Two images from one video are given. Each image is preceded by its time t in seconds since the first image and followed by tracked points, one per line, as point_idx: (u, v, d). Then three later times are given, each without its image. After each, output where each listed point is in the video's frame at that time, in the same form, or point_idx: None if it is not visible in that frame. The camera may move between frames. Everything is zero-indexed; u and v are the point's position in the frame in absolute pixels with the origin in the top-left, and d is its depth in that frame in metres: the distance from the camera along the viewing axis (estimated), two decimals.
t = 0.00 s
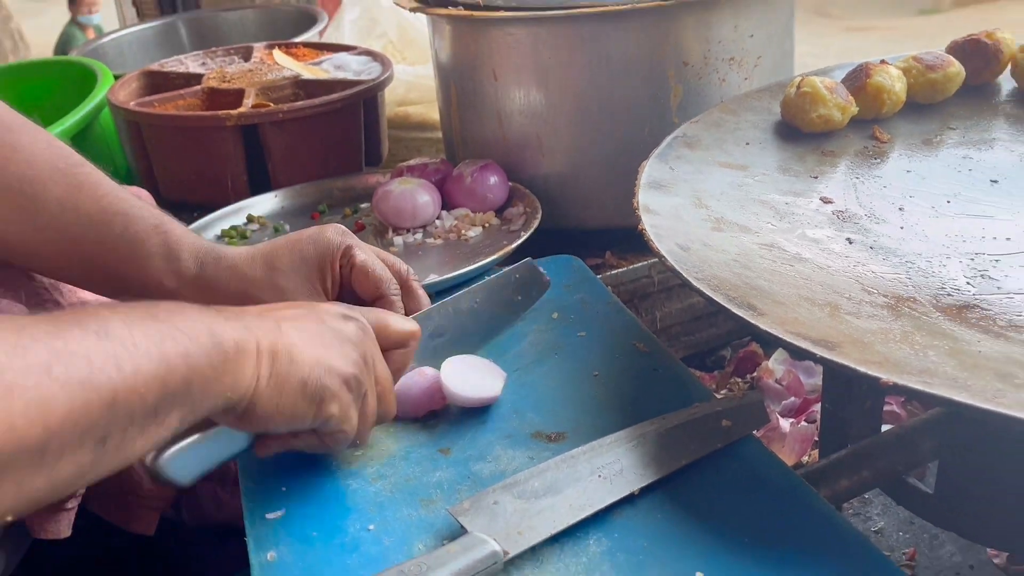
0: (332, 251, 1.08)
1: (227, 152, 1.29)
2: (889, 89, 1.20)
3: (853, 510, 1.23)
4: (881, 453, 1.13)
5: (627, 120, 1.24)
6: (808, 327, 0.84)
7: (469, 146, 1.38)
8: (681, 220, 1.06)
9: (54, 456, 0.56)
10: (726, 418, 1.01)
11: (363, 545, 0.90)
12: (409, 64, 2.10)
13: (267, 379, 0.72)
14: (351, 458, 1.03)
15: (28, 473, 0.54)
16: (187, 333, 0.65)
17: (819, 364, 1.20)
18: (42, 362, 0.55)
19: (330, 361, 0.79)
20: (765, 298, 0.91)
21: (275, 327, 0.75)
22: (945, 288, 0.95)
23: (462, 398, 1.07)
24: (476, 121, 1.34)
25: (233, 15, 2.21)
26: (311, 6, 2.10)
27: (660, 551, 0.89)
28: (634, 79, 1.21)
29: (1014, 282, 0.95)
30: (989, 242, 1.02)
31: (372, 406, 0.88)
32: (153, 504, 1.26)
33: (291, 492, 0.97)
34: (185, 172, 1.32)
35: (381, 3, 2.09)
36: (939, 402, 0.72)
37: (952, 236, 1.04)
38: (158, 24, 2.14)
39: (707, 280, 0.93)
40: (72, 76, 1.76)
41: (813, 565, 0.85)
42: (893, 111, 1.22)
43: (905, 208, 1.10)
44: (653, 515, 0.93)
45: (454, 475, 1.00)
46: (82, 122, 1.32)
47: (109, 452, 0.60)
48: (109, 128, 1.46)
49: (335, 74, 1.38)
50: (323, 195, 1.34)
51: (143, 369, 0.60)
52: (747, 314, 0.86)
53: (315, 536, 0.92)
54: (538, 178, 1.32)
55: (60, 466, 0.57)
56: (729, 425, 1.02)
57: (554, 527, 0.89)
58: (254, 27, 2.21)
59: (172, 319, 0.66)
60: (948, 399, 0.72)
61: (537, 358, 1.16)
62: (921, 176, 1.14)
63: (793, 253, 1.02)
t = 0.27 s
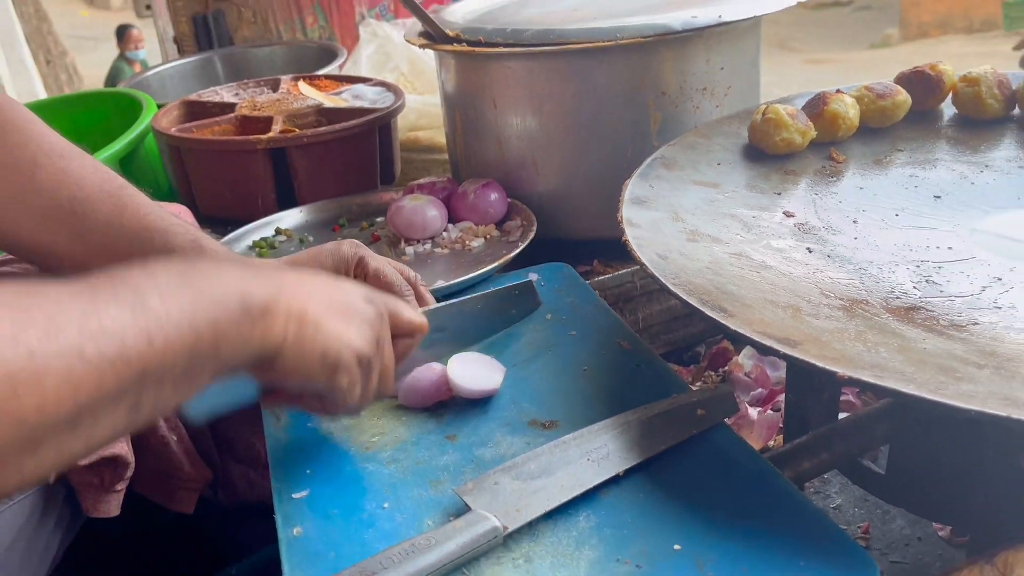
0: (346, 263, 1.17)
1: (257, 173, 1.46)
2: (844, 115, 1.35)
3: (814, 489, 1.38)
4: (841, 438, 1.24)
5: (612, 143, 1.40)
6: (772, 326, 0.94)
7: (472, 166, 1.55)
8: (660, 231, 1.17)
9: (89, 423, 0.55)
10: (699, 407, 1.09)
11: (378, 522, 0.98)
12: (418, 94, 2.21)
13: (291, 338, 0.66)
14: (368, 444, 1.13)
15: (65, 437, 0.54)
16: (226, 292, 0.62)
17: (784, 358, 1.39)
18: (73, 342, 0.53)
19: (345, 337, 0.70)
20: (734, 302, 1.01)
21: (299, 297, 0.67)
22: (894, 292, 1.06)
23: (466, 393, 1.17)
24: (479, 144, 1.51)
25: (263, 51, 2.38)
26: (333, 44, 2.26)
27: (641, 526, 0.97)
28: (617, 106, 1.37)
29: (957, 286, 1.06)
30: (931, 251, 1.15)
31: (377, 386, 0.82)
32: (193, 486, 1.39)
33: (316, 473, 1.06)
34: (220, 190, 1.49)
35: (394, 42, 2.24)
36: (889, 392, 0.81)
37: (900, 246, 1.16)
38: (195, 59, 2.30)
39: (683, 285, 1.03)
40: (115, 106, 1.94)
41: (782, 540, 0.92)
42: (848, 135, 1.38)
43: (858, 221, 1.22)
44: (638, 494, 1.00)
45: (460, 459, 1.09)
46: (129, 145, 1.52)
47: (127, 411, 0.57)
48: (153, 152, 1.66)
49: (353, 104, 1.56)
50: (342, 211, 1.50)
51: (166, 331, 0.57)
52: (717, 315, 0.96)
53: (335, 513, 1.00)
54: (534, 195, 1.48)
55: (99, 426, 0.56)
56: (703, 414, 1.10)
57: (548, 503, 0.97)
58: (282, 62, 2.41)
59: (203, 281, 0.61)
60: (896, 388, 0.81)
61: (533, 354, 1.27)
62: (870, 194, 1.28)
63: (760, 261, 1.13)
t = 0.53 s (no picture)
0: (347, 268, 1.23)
1: (272, 186, 1.57)
2: (819, 132, 1.44)
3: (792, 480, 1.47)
4: (815, 432, 1.19)
5: (602, 157, 1.50)
6: (751, 328, 0.97)
7: (473, 179, 1.65)
8: (646, 241, 1.20)
9: (120, 408, 0.63)
10: (686, 406, 1.08)
11: (385, 513, 0.98)
12: (423, 112, 2.33)
13: (311, 321, 0.79)
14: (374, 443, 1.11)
15: (96, 422, 0.62)
16: (248, 280, 0.70)
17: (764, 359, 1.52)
18: (103, 333, 0.60)
19: (359, 324, 0.84)
20: (715, 307, 1.05)
21: (324, 287, 0.80)
22: (866, 297, 1.09)
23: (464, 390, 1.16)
24: (479, 159, 1.61)
25: (277, 73, 2.49)
26: (340, 65, 2.37)
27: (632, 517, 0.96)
28: (607, 123, 1.47)
29: (926, 290, 1.10)
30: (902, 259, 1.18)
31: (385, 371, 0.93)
32: (212, 479, 1.46)
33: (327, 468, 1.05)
34: (238, 202, 1.60)
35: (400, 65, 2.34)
36: (859, 391, 0.85)
37: (872, 254, 1.19)
38: (213, 81, 2.40)
39: (667, 291, 1.07)
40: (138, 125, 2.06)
41: (758, 527, 0.91)
42: (822, 150, 1.47)
43: (831, 231, 1.26)
44: (627, 486, 1.00)
45: (462, 454, 1.08)
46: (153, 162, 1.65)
47: (156, 397, 0.65)
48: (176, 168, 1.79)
49: (361, 122, 1.68)
50: (352, 221, 1.60)
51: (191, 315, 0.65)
52: (700, 319, 1.00)
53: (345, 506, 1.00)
54: (530, 206, 1.58)
55: (130, 411, 0.64)
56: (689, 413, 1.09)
57: (546, 495, 0.96)
58: (294, 83, 2.52)
59: (230, 268, 0.70)
60: (867, 387, 0.86)
61: (527, 354, 1.27)
62: (842, 205, 1.33)
63: (740, 268, 1.16)
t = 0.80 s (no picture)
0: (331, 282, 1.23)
1: (269, 194, 1.58)
2: (811, 139, 1.46)
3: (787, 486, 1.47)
4: (807, 437, 1.19)
5: (597, 165, 1.52)
6: (744, 335, 0.98)
7: (469, 187, 1.66)
8: (641, 248, 1.21)
9: (157, 405, 0.66)
10: (679, 412, 1.08)
11: (381, 519, 0.98)
12: (419, 119, 2.34)
13: (334, 330, 0.82)
14: (369, 450, 1.12)
15: (135, 416, 0.65)
16: (283, 280, 0.76)
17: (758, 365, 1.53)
18: (142, 328, 0.64)
19: (380, 330, 0.88)
20: (710, 313, 1.06)
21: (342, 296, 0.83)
22: (858, 303, 1.10)
23: (461, 396, 1.17)
24: (475, 167, 1.62)
25: (274, 81, 2.50)
26: (336, 74, 2.38)
27: (626, 522, 0.96)
28: (602, 131, 1.48)
29: (918, 296, 1.11)
30: (894, 265, 1.19)
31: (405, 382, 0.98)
32: (210, 486, 1.47)
33: (322, 475, 1.06)
34: (234, 210, 1.61)
35: (396, 72, 2.35)
36: (852, 397, 0.86)
37: (864, 260, 1.20)
38: (209, 89, 2.41)
39: (662, 297, 1.07)
40: (133, 133, 2.08)
41: (751, 533, 0.92)
42: (815, 157, 1.49)
43: (824, 237, 1.27)
44: (622, 491, 1.00)
45: (457, 460, 1.09)
46: (148, 170, 1.66)
47: (189, 395, 0.69)
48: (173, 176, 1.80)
49: (358, 129, 1.70)
50: (349, 228, 1.62)
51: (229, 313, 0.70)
52: (694, 326, 1.01)
53: (341, 512, 1.00)
54: (526, 213, 1.59)
55: (163, 410, 0.67)
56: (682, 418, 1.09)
57: (541, 501, 0.97)
58: (291, 90, 2.53)
59: (257, 275, 0.75)
60: (861, 393, 0.86)
61: (522, 361, 1.27)
62: (835, 211, 1.34)
63: (734, 275, 1.17)
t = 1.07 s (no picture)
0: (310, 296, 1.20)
1: (261, 203, 1.58)
2: (802, 147, 1.46)
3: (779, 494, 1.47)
4: (800, 446, 1.19)
5: (589, 173, 1.52)
6: (734, 343, 0.99)
7: (461, 195, 1.66)
8: (632, 256, 1.21)
9: (105, 391, 0.67)
10: (670, 420, 1.08)
11: (371, 529, 0.98)
12: (412, 127, 2.34)
13: (283, 296, 0.87)
14: (360, 459, 1.11)
15: (83, 404, 0.66)
16: (230, 249, 0.80)
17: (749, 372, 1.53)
18: (82, 314, 0.65)
19: (329, 299, 0.94)
20: (700, 322, 1.06)
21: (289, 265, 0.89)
22: (848, 311, 1.11)
23: (452, 405, 1.16)
24: (467, 175, 1.62)
25: (267, 90, 2.50)
26: (329, 82, 2.38)
27: (617, 531, 0.96)
28: (593, 139, 1.49)
29: (908, 303, 1.11)
30: (884, 273, 1.20)
31: (351, 354, 1.03)
32: (200, 495, 1.46)
33: (313, 485, 1.06)
34: (226, 218, 1.61)
35: (389, 80, 2.35)
36: (841, 405, 0.87)
37: (854, 268, 1.21)
38: (202, 98, 2.41)
39: (653, 305, 1.08)
40: (124, 142, 2.08)
41: (742, 541, 0.92)
42: (806, 165, 1.49)
43: (814, 245, 1.27)
44: (613, 501, 1.00)
45: (448, 469, 1.08)
46: (141, 179, 1.66)
47: (138, 376, 0.70)
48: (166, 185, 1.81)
49: (350, 138, 1.70)
50: (341, 237, 1.62)
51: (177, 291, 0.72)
52: (684, 334, 1.01)
53: (332, 522, 1.00)
54: (518, 221, 1.60)
55: (112, 395, 0.68)
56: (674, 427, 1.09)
57: (532, 510, 0.97)
58: (283, 98, 2.53)
59: (196, 246, 0.77)
60: (851, 402, 0.87)
61: (513, 370, 1.27)
62: (825, 219, 1.34)
63: (725, 283, 1.17)
